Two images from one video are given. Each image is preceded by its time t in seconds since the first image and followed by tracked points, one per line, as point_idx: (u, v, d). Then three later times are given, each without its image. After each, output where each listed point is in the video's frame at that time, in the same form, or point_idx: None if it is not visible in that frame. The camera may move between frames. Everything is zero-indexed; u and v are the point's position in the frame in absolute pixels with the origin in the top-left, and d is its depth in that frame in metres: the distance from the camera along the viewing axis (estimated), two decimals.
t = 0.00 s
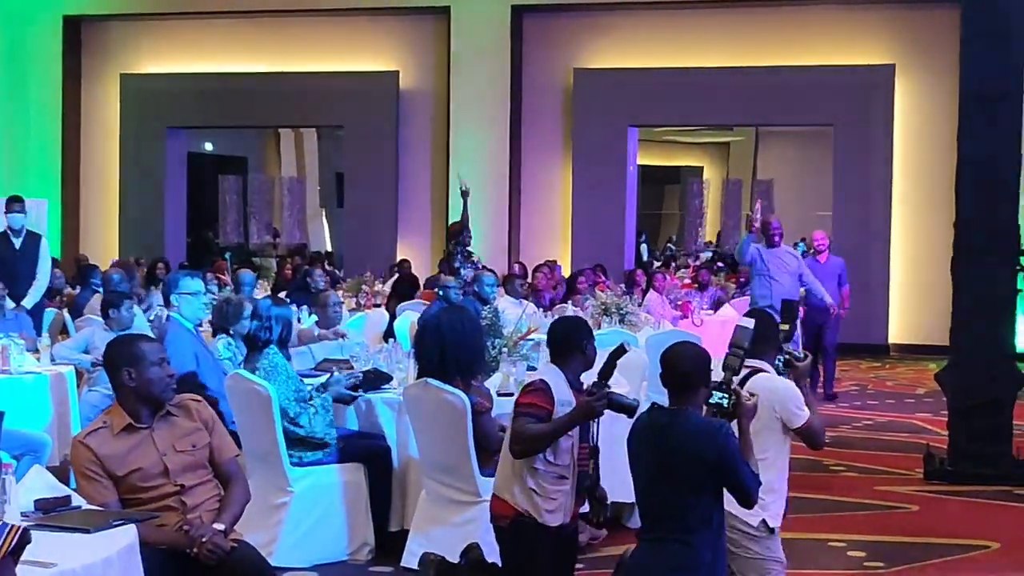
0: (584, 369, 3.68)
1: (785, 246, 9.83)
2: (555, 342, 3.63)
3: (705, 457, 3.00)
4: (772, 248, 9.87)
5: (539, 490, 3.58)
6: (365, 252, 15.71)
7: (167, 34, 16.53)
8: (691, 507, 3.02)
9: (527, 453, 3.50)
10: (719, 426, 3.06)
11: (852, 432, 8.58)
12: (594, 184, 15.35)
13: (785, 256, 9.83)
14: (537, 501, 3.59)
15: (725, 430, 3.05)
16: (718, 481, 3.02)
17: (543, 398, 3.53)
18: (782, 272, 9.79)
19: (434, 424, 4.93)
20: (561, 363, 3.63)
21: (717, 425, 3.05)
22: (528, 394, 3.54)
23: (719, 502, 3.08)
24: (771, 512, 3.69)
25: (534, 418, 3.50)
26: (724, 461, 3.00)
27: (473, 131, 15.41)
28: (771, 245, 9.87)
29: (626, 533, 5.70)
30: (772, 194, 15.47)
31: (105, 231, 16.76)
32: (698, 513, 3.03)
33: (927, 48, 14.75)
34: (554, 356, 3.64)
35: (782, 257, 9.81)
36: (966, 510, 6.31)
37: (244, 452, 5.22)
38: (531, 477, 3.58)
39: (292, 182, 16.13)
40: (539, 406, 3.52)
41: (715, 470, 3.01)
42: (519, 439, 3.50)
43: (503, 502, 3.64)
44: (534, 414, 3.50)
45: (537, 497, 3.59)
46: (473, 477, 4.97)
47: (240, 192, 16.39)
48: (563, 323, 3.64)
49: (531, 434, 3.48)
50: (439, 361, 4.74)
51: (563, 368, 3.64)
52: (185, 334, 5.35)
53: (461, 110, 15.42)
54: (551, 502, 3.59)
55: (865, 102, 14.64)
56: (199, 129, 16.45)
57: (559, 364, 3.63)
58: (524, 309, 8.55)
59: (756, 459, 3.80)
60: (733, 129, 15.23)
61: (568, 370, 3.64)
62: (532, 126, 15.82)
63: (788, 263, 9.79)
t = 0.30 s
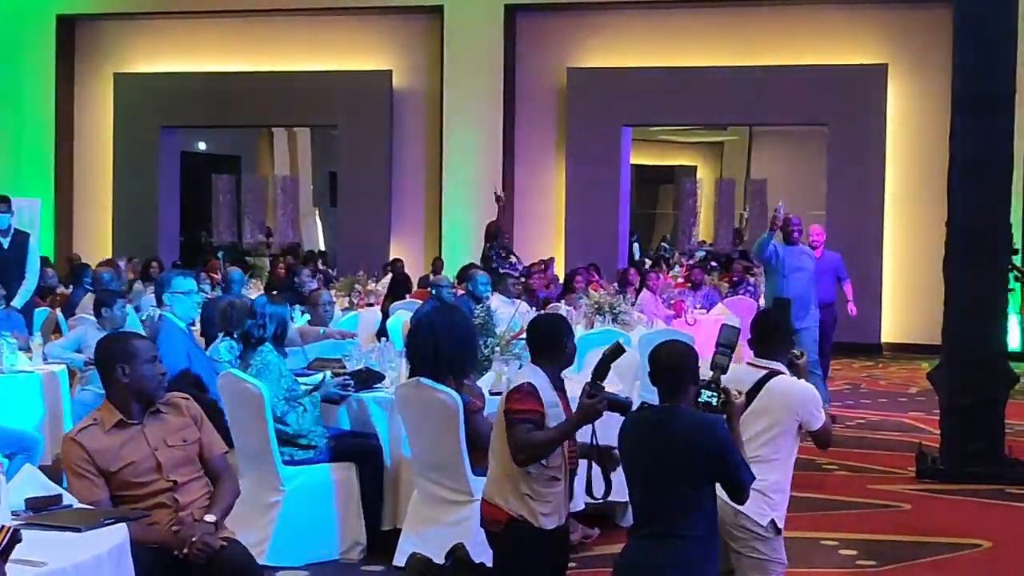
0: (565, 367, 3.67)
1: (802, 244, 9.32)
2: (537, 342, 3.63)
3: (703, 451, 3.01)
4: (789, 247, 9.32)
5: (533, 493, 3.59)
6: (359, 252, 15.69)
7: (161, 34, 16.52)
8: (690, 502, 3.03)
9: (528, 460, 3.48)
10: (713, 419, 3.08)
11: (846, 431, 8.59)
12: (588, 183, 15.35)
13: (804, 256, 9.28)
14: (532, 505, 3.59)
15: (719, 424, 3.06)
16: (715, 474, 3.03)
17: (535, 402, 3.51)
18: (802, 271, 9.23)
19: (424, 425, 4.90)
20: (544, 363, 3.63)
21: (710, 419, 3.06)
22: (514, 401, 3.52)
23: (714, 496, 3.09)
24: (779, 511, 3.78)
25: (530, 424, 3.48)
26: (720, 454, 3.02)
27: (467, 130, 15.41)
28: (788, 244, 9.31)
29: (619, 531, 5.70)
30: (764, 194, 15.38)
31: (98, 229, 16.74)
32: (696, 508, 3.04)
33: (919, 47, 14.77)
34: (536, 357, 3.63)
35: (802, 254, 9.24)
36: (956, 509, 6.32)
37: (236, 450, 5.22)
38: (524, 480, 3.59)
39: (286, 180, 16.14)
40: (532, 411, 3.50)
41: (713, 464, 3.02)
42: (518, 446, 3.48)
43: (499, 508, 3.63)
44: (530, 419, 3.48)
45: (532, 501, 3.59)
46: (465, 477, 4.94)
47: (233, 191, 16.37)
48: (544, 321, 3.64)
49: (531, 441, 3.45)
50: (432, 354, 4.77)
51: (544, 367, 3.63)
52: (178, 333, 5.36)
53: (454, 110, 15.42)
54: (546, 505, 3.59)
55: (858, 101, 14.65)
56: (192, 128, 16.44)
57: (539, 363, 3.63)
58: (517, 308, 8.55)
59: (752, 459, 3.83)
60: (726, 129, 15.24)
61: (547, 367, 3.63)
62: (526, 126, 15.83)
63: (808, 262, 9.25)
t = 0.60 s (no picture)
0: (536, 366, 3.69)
1: (814, 244, 8.53)
2: (511, 340, 3.63)
3: (684, 440, 2.97)
4: (798, 246, 8.51)
5: (534, 484, 3.57)
6: (345, 250, 15.66)
7: (148, 32, 16.50)
8: (674, 495, 2.99)
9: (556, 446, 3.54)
10: (695, 410, 3.04)
11: (832, 428, 8.60)
12: (574, 182, 15.35)
13: (816, 258, 8.49)
14: (531, 497, 3.57)
15: (701, 415, 3.02)
16: (699, 464, 2.98)
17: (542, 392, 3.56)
18: (812, 272, 8.41)
19: (408, 421, 4.91)
20: (519, 363, 3.65)
21: (694, 411, 3.03)
22: (523, 398, 3.54)
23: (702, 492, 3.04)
24: (769, 505, 3.78)
25: (552, 411, 3.53)
26: (700, 443, 2.97)
27: (454, 128, 15.41)
28: (798, 243, 8.51)
29: (605, 529, 5.70)
30: (750, 192, 15.65)
31: (83, 227, 16.72)
32: (682, 503, 3.00)
33: (905, 46, 14.80)
34: (509, 357, 3.65)
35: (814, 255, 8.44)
36: (941, 507, 6.33)
37: (220, 449, 5.21)
38: (523, 473, 3.57)
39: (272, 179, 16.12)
40: (545, 400, 3.54)
41: (695, 453, 2.97)
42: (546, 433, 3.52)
43: (489, 508, 3.60)
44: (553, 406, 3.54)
45: (531, 493, 3.57)
46: (449, 474, 4.95)
47: (219, 191, 16.43)
48: (515, 319, 3.65)
49: (560, 426, 3.52)
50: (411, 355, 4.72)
51: (519, 366, 3.65)
52: (162, 331, 5.34)
53: (441, 108, 15.42)
54: (544, 495, 3.59)
55: (844, 100, 14.67)
56: (179, 126, 16.41)
57: (512, 361, 3.64)
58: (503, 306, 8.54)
59: (739, 455, 3.81)
60: (714, 127, 15.26)
61: (524, 366, 3.65)
62: (512, 124, 15.84)
63: (819, 263, 8.47)
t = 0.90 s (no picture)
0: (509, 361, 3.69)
1: (794, 241, 7.92)
2: (483, 335, 3.64)
3: (682, 439, 2.92)
4: (778, 244, 7.90)
5: (520, 470, 3.61)
6: (317, 245, 15.64)
7: (118, 27, 16.45)
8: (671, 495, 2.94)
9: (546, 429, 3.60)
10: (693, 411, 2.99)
11: (802, 424, 8.62)
12: (546, 177, 15.36)
13: (800, 255, 7.88)
14: (519, 484, 3.60)
15: (698, 415, 2.97)
16: (697, 465, 2.93)
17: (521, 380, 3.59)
18: (796, 271, 7.82)
19: (378, 417, 4.90)
20: (493, 355, 3.65)
21: (691, 411, 2.97)
22: (507, 388, 3.55)
23: (701, 497, 2.99)
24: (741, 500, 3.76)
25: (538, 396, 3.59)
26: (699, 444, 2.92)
27: (425, 123, 15.40)
28: (778, 240, 7.89)
29: (576, 524, 5.71)
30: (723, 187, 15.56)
31: (53, 222, 16.66)
32: (679, 504, 2.95)
33: (875, 43, 14.86)
34: (483, 350, 3.65)
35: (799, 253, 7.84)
36: (910, 501, 6.36)
37: (191, 445, 5.19)
38: (509, 461, 3.59)
39: (243, 174, 16.06)
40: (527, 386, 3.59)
41: (692, 452, 2.92)
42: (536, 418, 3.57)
43: (474, 502, 3.59)
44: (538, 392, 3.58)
45: (518, 480, 3.60)
46: (420, 470, 4.94)
47: (189, 185, 16.30)
48: (487, 315, 3.64)
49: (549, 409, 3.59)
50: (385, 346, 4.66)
51: (494, 357, 3.65)
52: (132, 326, 5.25)
53: (412, 104, 15.41)
54: (530, 481, 3.63)
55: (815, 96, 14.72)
56: (149, 121, 16.35)
57: (484, 353, 3.64)
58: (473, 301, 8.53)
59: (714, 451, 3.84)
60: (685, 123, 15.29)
61: (495, 357, 3.65)
62: (484, 120, 15.84)
63: (804, 260, 7.87)
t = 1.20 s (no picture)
0: (499, 359, 3.70)
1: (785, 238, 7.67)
2: (471, 334, 3.67)
3: (724, 435, 3.02)
4: (768, 241, 7.65)
5: (505, 468, 3.62)
6: (302, 244, 15.62)
7: (104, 25, 16.43)
8: (711, 489, 3.05)
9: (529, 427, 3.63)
10: (733, 407, 3.09)
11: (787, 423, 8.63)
12: (532, 176, 15.36)
13: (791, 251, 7.64)
14: (504, 483, 3.62)
15: (739, 409, 3.07)
16: (738, 459, 3.04)
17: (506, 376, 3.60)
18: (788, 267, 7.57)
19: (362, 416, 4.88)
20: (477, 351, 3.67)
21: (731, 408, 3.07)
22: (493, 383, 3.56)
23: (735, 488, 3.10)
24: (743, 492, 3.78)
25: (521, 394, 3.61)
26: (742, 439, 3.02)
27: (411, 122, 15.40)
28: (768, 236, 7.64)
29: (561, 523, 5.70)
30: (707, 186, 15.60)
31: (38, 221, 16.62)
32: (718, 498, 3.06)
33: (859, 42, 14.89)
34: (470, 348, 3.68)
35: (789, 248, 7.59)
36: (893, 500, 6.37)
37: (175, 444, 5.18)
38: (495, 459, 3.61)
39: (228, 172, 16.05)
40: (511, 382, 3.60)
41: (735, 448, 3.03)
42: (521, 416, 3.59)
43: (460, 499, 3.58)
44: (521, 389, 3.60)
45: (503, 478, 3.62)
46: (403, 469, 4.91)
47: (175, 183, 16.24)
48: (475, 312, 3.69)
49: (532, 406, 3.62)
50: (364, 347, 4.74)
51: (478, 352, 3.67)
52: (117, 326, 5.24)
53: (398, 102, 15.40)
54: (513, 479, 3.65)
55: (800, 95, 14.73)
56: (134, 120, 16.31)
57: (470, 348, 3.67)
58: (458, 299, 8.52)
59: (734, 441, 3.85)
60: (671, 122, 15.30)
61: (483, 353, 3.67)
62: (470, 118, 15.84)
63: (795, 256, 7.62)
